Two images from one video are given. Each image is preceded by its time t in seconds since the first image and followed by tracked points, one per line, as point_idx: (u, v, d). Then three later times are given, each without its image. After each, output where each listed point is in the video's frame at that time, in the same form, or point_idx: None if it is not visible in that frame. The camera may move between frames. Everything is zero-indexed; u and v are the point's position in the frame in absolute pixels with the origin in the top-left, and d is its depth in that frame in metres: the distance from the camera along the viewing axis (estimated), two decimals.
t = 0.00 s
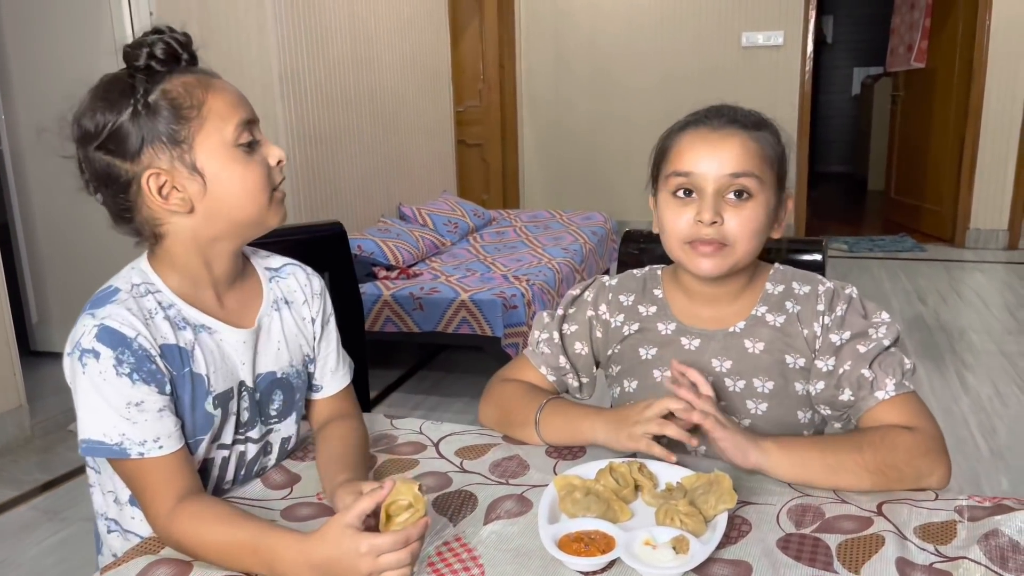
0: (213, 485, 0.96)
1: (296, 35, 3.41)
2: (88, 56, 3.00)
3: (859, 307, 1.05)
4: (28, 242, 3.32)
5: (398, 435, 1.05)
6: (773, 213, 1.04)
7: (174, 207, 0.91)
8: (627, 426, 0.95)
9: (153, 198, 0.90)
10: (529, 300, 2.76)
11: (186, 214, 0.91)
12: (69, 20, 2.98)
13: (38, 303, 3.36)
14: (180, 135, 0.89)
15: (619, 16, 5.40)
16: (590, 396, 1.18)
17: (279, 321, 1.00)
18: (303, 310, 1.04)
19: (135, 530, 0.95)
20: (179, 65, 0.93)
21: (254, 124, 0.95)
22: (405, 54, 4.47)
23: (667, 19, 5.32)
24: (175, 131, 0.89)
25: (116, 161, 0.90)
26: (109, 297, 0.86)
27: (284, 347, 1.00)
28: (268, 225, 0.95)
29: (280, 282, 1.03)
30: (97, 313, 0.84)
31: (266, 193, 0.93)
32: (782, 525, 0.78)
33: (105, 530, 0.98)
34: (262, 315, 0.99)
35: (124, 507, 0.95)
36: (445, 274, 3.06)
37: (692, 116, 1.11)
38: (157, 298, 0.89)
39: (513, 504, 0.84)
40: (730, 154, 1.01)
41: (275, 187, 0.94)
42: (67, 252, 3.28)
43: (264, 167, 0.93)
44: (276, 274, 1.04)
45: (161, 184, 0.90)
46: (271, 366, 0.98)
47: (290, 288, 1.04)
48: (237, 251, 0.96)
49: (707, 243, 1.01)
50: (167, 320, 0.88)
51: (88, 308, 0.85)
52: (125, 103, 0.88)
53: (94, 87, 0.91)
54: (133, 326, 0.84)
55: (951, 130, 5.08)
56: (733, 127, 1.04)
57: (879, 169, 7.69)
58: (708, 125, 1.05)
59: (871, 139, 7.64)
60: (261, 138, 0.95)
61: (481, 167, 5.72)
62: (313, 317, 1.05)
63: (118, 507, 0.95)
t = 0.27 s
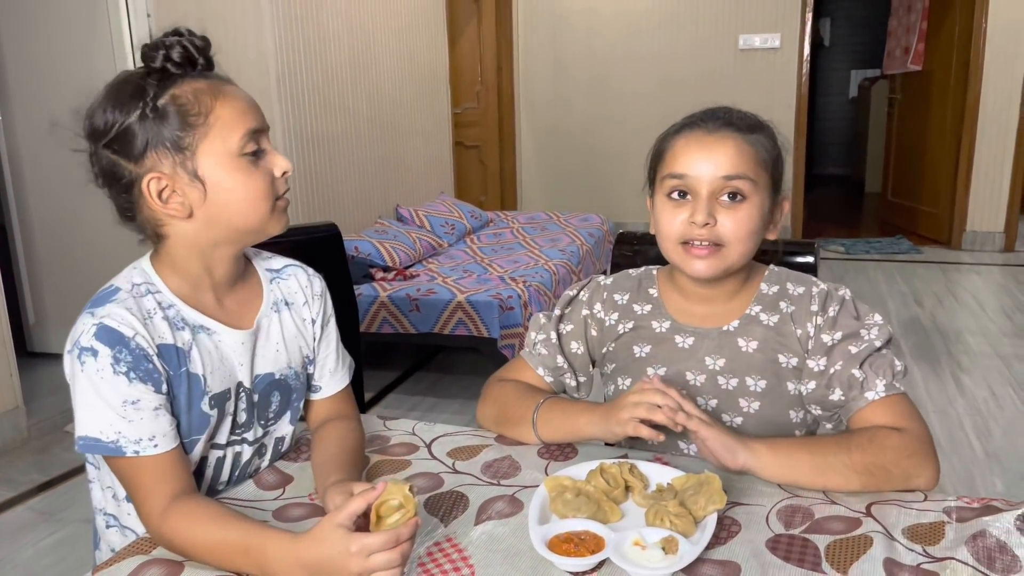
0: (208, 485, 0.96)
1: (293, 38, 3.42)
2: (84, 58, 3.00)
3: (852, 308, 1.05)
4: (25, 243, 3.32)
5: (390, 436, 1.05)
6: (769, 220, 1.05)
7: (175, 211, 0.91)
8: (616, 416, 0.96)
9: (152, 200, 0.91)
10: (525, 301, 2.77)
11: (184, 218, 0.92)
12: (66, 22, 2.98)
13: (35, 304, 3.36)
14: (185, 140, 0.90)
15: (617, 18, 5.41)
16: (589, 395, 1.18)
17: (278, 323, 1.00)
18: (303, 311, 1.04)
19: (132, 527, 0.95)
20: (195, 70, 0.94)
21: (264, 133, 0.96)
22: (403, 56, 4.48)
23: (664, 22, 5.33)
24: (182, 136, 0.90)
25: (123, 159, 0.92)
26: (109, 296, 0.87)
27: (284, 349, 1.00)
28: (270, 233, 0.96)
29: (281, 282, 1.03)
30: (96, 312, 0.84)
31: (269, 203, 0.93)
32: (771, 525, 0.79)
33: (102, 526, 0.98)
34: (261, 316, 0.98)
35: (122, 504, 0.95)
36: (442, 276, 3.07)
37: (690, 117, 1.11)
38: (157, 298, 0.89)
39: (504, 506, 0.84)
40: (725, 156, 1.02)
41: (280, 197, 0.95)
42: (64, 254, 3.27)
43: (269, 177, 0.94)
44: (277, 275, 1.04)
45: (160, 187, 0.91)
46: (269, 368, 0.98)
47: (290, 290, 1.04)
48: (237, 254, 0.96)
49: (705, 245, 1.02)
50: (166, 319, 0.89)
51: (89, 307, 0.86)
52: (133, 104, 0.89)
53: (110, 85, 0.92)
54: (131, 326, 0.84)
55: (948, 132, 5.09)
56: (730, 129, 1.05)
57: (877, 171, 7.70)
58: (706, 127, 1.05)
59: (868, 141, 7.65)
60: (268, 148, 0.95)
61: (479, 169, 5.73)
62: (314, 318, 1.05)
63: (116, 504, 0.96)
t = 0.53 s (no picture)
0: (206, 486, 0.96)
1: (294, 40, 3.42)
2: (85, 59, 3.00)
3: (851, 313, 1.04)
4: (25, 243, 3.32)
5: (388, 438, 1.05)
6: (751, 233, 1.01)
7: (139, 212, 0.92)
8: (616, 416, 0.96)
9: (122, 200, 0.92)
10: (525, 303, 2.77)
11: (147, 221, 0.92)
12: (66, 22, 2.98)
13: (34, 305, 3.36)
14: (144, 145, 0.89)
15: (617, 21, 5.41)
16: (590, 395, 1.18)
17: (278, 324, 0.99)
18: (304, 312, 1.04)
19: (129, 528, 0.95)
20: (193, 74, 0.92)
21: (240, 143, 0.88)
22: (403, 58, 4.48)
23: (664, 25, 5.33)
24: (143, 140, 0.89)
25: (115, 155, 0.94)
26: (110, 295, 0.87)
27: (283, 350, 0.99)
28: (230, 246, 0.88)
29: (283, 282, 1.02)
30: (97, 311, 0.84)
31: (214, 220, 0.87)
32: (770, 528, 0.78)
33: (100, 526, 0.98)
34: (261, 317, 0.98)
35: (119, 504, 0.95)
36: (441, 278, 3.07)
37: (686, 124, 1.10)
38: (157, 298, 0.89)
39: (502, 508, 0.84)
40: (720, 168, 1.01)
41: (232, 211, 0.87)
42: (63, 255, 3.27)
43: (220, 189, 0.87)
44: (279, 276, 1.03)
45: (129, 188, 0.91)
46: (269, 368, 0.98)
47: (292, 290, 1.03)
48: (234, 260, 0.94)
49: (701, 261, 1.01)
50: (166, 319, 0.89)
51: (90, 306, 0.86)
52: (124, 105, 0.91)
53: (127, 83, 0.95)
54: (131, 325, 0.84)
55: (948, 136, 5.10)
56: (725, 141, 1.04)
57: (877, 175, 7.71)
58: (701, 139, 1.04)
59: (868, 145, 7.66)
60: (234, 157, 0.87)
61: (479, 171, 5.73)
62: (314, 318, 1.04)
63: (114, 504, 0.95)
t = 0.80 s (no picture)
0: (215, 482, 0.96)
1: (299, 41, 3.42)
2: (90, 59, 3.01)
3: (849, 324, 1.04)
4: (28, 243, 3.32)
5: (395, 436, 1.05)
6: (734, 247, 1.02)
7: (151, 208, 0.92)
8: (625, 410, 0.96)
9: (133, 196, 0.92)
10: (528, 305, 2.77)
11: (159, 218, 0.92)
12: (71, 21, 2.99)
13: (37, 304, 3.36)
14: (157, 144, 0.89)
15: (621, 23, 5.42)
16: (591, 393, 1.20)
17: (287, 322, 1.00)
18: (312, 310, 1.04)
19: (138, 523, 0.95)
20: (210, 74, 0.91)
21: (252, 145, 0.88)
22: (407, 59, 4.49)
23: (668, 27, 5.34)
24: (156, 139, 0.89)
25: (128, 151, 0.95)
26: (121, 291, 0.87)
27: (291, 347, 0.99)
28: (237, 246, 0.89)
29: (291, 280, 1.03)
30: (108, 307, 0.84)
31: (223, 221, 0.87)
32: (778, 527, 0.78)
33: (108, 521, 0.98)
34: (270, 314, 0.98)
35: (128, 499, 0.95)
36: (444, 279, 3.07)
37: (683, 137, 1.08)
38: (167, 294, 0.90)
39: (510, 505, 0.84)
40: (686, 194, 0.99)
41: (241, 212, 0.87)
42: (67, 255, 3.28)
43: (230, 190, 0.87)
44: (287, 274, 1.03)
45: (140, 184, 0.92)
46: (277, 365, 0.98)
47: (300, 288, 1.03)
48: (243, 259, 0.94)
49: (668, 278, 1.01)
50: (176, 315, 0.89)
51: (101, 302, 0.86)
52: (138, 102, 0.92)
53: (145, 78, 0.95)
54: (142, 320, 0.84)
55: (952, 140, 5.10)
56: (702, 162, 1.02)
57: (879, 178, 7.71)
58: (679, 161, 1.03)
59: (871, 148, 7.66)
60: (246, 157, 0.87)
61: (481, 173, 5.73)
62: (322, 316, 1.05)
63: (122, 500, 0.95)
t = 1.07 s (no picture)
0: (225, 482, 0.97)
1: (304, 42, 3.44)
2: (97, 60, 3.03)
3: (845, 333, 1.04)
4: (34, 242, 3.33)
5: (402, 436, 1.06)
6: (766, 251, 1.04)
7: (184, 212, 0.92)
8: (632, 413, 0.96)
9: (165, 199, 0.92)
10: (532, 307, 2.77)
11: (192, 221, 0.92)
12: (78, 22, 3.00)
13: (43, 304, 3.37)
14: (203, 146, 0.90)
15: (625, 26, 5.42)
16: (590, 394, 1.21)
17: (297, 323, 1.00)
18: (321, 311, 1.05)
19: (147, 522, 0.96)
20: (246, 78, 0.94)
21: (297, 153, 0.93)
22: (412, 61, 4.50)
23: (672, 30, 5.34)
24: (205, 140, 0.89)
25: (149, 153, 0.94)
26: (133, 292, 0.88)
27: (301, 349, 1.00)
28: (280, 250, 0.93)
29: (300, 282, 1.03)
30: (121, 308, 0.85)
31: (275, 225, 0.90)
32: (785, 529, 0.79)
33: (117, 520, 0.99)
34: (280, 316, 0.99)
35: (138, 498, 0.95)
36: (448, 280, 3.07)
37: (691, 144, 1.08)
38: (179, 296, 0.90)
39: (518, 506, 0.85)
40: (730, 201, 0.99)
41: (291, 217, 0.92)
42: (72, 254, 3.29)
43: (281, 198, 0.90)
44: (297, 275, 1.04)
45: (172, 187, 0.91)
46: (287, 367, 0.99)
47: (310, 290, 1.04)
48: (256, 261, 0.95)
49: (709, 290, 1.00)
50: (188, 317, 0.89)
51: (114, 302, 0.87)
52: (174, 102, 0.91)
53: (160, 75, 0.94)
54: (154, 321, 0.85)
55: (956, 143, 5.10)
56: (733, 170, 1.02)
57: (883, 181, 7.70)
58: (711, 168, 1.02)
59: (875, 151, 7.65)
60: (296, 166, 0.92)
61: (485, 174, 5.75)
62: (332, 318, 1.05)
63: (132, 499, 0.96)
